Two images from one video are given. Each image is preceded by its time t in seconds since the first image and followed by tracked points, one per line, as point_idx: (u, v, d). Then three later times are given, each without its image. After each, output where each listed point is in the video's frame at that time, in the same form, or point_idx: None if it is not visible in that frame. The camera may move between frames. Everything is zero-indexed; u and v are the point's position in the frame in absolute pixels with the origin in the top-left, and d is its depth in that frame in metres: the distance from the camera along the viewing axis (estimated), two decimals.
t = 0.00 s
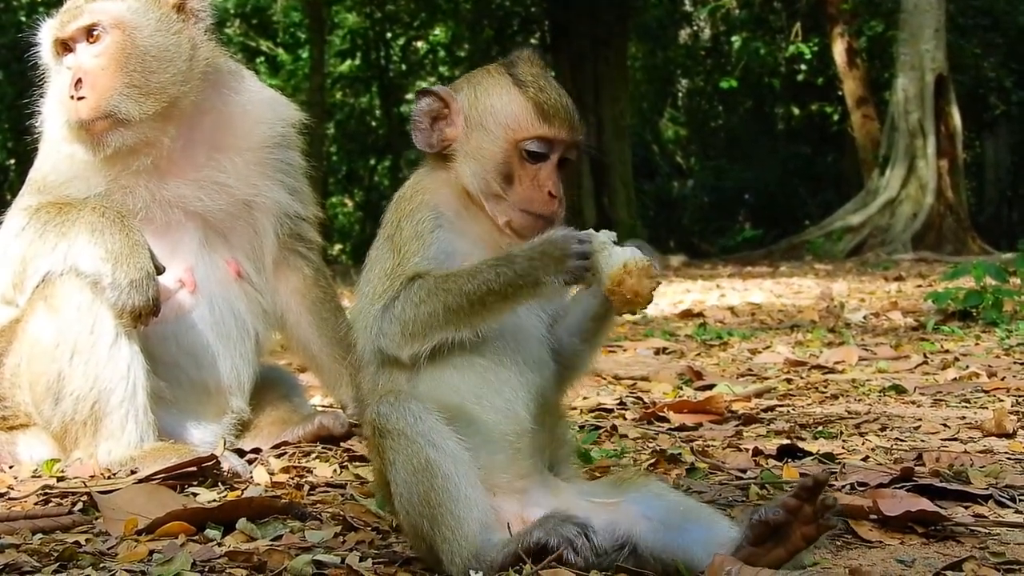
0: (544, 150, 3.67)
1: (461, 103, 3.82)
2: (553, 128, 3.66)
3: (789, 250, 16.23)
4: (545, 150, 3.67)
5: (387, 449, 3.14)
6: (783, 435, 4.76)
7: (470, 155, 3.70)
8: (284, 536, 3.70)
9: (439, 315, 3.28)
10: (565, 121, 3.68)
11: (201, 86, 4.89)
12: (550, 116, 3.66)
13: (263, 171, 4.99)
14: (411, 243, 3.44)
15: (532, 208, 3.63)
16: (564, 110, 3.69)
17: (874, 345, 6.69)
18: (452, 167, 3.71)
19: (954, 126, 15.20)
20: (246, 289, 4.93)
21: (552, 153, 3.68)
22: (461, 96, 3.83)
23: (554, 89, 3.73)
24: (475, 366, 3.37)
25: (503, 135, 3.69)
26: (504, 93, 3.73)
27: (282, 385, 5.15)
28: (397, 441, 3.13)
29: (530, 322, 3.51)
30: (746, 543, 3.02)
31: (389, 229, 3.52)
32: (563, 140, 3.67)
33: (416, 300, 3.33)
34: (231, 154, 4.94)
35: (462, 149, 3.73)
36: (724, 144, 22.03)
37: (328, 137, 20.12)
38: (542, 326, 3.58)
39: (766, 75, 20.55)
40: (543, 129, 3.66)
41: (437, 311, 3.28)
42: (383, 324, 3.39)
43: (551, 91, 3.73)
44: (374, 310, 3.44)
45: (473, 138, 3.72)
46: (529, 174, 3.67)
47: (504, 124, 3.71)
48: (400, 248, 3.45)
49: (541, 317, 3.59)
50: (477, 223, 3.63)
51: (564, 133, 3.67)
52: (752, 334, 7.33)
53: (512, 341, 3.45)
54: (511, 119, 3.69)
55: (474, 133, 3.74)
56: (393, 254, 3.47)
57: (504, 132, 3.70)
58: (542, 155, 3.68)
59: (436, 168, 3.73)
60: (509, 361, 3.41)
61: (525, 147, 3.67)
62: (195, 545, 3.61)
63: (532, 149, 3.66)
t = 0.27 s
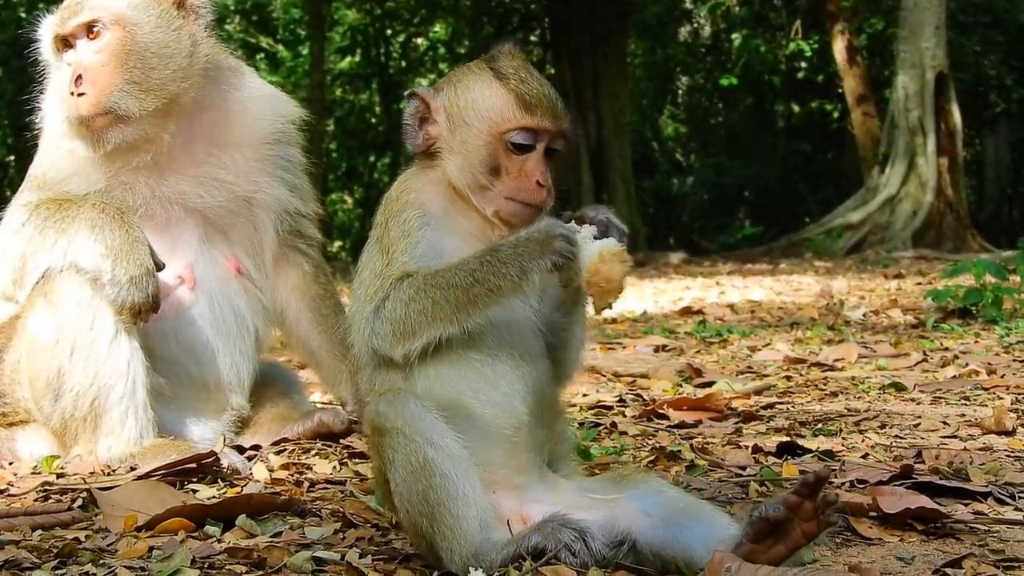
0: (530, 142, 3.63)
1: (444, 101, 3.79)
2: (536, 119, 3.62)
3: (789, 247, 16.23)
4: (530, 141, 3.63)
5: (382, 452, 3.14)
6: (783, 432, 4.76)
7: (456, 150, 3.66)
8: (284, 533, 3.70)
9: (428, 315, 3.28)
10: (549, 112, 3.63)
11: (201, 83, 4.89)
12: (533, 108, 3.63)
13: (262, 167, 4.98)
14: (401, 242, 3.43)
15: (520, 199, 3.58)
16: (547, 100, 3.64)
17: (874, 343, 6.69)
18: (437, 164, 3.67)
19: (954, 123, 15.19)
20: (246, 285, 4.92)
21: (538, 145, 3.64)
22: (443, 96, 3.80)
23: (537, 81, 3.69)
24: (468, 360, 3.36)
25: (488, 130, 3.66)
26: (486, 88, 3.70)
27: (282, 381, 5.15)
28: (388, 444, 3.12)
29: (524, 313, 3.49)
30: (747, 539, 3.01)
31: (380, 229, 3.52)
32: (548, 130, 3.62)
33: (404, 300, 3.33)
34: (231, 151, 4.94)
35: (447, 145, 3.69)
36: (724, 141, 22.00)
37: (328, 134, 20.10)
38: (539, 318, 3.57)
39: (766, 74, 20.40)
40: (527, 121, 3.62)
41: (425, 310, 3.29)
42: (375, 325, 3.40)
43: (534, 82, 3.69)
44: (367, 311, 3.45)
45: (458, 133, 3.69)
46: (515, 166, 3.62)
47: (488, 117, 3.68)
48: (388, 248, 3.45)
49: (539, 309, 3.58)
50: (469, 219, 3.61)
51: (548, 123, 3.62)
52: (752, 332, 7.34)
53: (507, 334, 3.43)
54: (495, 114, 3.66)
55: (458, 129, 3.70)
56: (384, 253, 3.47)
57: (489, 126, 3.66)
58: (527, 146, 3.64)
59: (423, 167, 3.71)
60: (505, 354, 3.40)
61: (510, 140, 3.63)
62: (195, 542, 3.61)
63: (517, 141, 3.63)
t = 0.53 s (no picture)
0: (514, 141, 3.59)
1: (429, 99, 3.75)
2: (519, 117, 3.57)
3: (789, 243, 16.23)
4: (514, 140, 3.59)
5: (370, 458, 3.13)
6: (784, 428, 4.75)
7: (441, 149, 3.63)
8: (284, 528, 3.69)
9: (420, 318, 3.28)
10: (532, 109, 3.58)
11: (201, 79, 4.89)
12: (516, 106, 3.58)
13: (261, 164, 4.98)
14: (391, 244, 3.44)
15: (506, 197, 3.55)
16: (530, 98, 3.59)
17: (873, 338, 6.69)
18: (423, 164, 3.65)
19: (954, 119, 15.19)
20: (247, 281, 4.92)
21: (523, 143, 3.59)
22: (428, 94, 3.76)
23: (520, 77, 3.64)
24: (460, 360, 3.35)
25: (471, 128, 3.62)
26: (470, 86, 3.65)
27: (281, 378, 5.15)
28: (376, 450, 3.10)
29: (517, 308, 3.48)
30: (745, 534, 2.99)
31: (372, 232, 3.52)
32: (532, 129, 3.57)
33: (397, 303, 3.33)
34: (230, 147, 4.93)
35: (433, 144, 3.66)
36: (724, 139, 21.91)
37: (327, 130, 20.09)
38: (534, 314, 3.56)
39: (765, 69, 20.71)
40: (510, 119, 3.57)
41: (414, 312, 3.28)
42: (367, 327, 3.39)
43: (518, 78, 3.64)
44: (358, 314, 3.45)
45: (443, 132, 3.65)
46: (500, 165, 3.57)
47: (472, 117, 3.63)
48: (380, 251, 3.46)
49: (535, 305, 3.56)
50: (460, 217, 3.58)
51: (531, 122, 3.57)
52: (752, 327, 7.34)
53: (500, 332, 3.42)
54: (479, 112, 3.62)
55: (443, 128, 3.66)
56: (376, 256, 3.48)
57: (473, 124, 3.62)
58: (511, 145, 3.59)
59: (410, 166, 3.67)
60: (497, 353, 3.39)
61: (494, 139, 3.59)
62: (195, 538, 3.61)
63: (501, 140, 3.58)
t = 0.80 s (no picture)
0: (504, 128, 3.60)
1: (415, 96, 3.77)
2: (507, 106, 3.59)
3: (789, 239, 16.23)
4: (504, 129, 3.60)
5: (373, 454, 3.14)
6: (784, 424, 4.76)
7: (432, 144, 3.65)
8: (284, 525, 3.69)
9: (415, 314, 3.28)
10: (519, 96, 3.60)
11: (201, 75, 4.89)
12: (502, 94, 3.59)
13: (261, 160, 4.98)
14: (386, 242, 3.43)
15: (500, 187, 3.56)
16: (516, 85, 3.61)
17: (873, 335, 6.69)
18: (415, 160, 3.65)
19: (954, 115, 15.16)
20: (247, 278, 4.92)
21: (513, 131, 3.61)
22: (414, 91, 3.78)
23: (504, 66, 3.66)
24: (457, 355, 3.36)
25: (460, 120, 3.63)
26: (455, 80, 3.67)
27: (282, 374, 5.15)
28: (380, 444, 3.12)
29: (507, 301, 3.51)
30: (742, 530, 2.98)
31: (366, 230, 3.51)
32: (520, 116, 3.59)
33: (393, 298, 3.33)
34: (230, 143, 4.93)
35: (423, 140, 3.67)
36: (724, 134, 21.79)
37: (328, 127, 20.08)
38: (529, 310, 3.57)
39: (766, 65, 20.91)
40: (498, 108, 3.59)
41: (412, 308, 3.28)
42: (364, 328, 3.38)
43: (503, 67, 3.66)
44: (353, 313, 3.44)
45: (432, 126, 3.66)
46: (492, 154, 3.59)
47: (459, 109, 3.65)
48: (375, 250, 3.45)
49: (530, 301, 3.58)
50: (455, 211, 3.59)
51: (518, 108, 3.59)
52: (752, 324, 7.34)
53: (494, 327, 3.45)
54: (466, 104, 3.63)
55: (431, 123, 3.68)
56: (370, 253, 3.47)
57: (461, 117, 3.63)
58: (501, 134, 3.61)
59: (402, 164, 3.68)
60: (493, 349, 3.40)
61: (483, 128, 3.60)
62: (195, 535, 3.61)
63: (490, 129, 3.60)
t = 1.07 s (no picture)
0: (497, 126, 3.59)
1: (404, 98, 3.76)
2: (499, 102, 3.58)
3: (789, 236, 16.23)
4: (497, 126, 3.59)
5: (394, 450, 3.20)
6: (784, 421, 4.76)
7: (426, 146, 3.63)
8: (284, 521, 3.70)
9: (419, 325, 3.26)
10: (510, 92, 3.59)
11: (200, 71, 4.88)
12: (493, 92, 3.58)
13: (261, 156, 4.97)
14: (386, 255, 3.43)
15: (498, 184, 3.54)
16: (507, 82, 3.60)
17: (873, 332, 6.69)
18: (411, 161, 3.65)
19: (954, 112, 15.13)
20: (246, 274, 4.92)
21: (507, 128, 3.60)
22: (402, 92, 3.77)
23: (491, 62, 3.64)
24: (464, 358, 3.37)
25: (452, 121, 3.62)
26: (444, 80, 3.66)
27: (281, 369, 5.16)
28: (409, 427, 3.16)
29: (514, 297, 3.54)
30: (743, 522, 2.98)
31: (365, 243, 3.52)
32: (512, 112, 3.59)
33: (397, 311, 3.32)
34: (230, 139, 4.93)
35: (416, 142, 3.66)
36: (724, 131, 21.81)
37: (327, 122, 20.05)
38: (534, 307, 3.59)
39: (766, 62, 20.69)
40: (489, 106, 3.58)
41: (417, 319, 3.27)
42: (368, 341, 3.38)
43: (490, 64, 3.64)
44: (356, 327, 3.44)
45: (424, 128, 3.65)
46: (487, 152, 3.57)
47: (449, 109, 3.64)
48: (375, 264, 3.45)
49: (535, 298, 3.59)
50: (454, 211, 3.58)
51: (510, 105, 3.58)
52: (751, 321, 7.33)
53: (502, 328, 3.45)
54: (458, 104, 3.62)
55: (424, 125, 3.66)
56: (371, 267, 3.47)
57: (453, 117, 3.62)
58: (494, 131, 3.59)
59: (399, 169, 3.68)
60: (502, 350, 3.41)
61: (476, 128, 3.59)
62: (194, 530, 3.61)
63: (484, 128, 3.59)
